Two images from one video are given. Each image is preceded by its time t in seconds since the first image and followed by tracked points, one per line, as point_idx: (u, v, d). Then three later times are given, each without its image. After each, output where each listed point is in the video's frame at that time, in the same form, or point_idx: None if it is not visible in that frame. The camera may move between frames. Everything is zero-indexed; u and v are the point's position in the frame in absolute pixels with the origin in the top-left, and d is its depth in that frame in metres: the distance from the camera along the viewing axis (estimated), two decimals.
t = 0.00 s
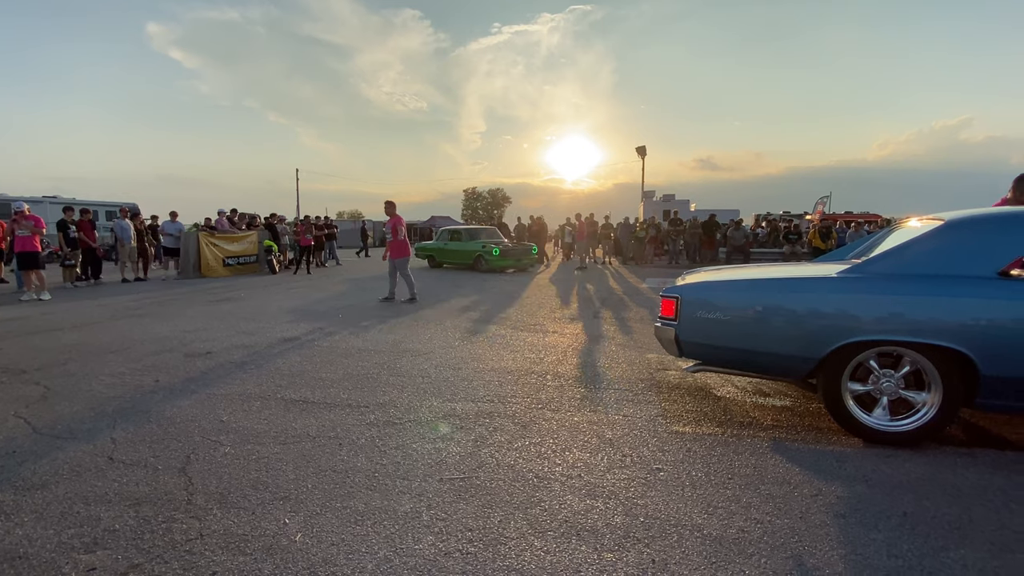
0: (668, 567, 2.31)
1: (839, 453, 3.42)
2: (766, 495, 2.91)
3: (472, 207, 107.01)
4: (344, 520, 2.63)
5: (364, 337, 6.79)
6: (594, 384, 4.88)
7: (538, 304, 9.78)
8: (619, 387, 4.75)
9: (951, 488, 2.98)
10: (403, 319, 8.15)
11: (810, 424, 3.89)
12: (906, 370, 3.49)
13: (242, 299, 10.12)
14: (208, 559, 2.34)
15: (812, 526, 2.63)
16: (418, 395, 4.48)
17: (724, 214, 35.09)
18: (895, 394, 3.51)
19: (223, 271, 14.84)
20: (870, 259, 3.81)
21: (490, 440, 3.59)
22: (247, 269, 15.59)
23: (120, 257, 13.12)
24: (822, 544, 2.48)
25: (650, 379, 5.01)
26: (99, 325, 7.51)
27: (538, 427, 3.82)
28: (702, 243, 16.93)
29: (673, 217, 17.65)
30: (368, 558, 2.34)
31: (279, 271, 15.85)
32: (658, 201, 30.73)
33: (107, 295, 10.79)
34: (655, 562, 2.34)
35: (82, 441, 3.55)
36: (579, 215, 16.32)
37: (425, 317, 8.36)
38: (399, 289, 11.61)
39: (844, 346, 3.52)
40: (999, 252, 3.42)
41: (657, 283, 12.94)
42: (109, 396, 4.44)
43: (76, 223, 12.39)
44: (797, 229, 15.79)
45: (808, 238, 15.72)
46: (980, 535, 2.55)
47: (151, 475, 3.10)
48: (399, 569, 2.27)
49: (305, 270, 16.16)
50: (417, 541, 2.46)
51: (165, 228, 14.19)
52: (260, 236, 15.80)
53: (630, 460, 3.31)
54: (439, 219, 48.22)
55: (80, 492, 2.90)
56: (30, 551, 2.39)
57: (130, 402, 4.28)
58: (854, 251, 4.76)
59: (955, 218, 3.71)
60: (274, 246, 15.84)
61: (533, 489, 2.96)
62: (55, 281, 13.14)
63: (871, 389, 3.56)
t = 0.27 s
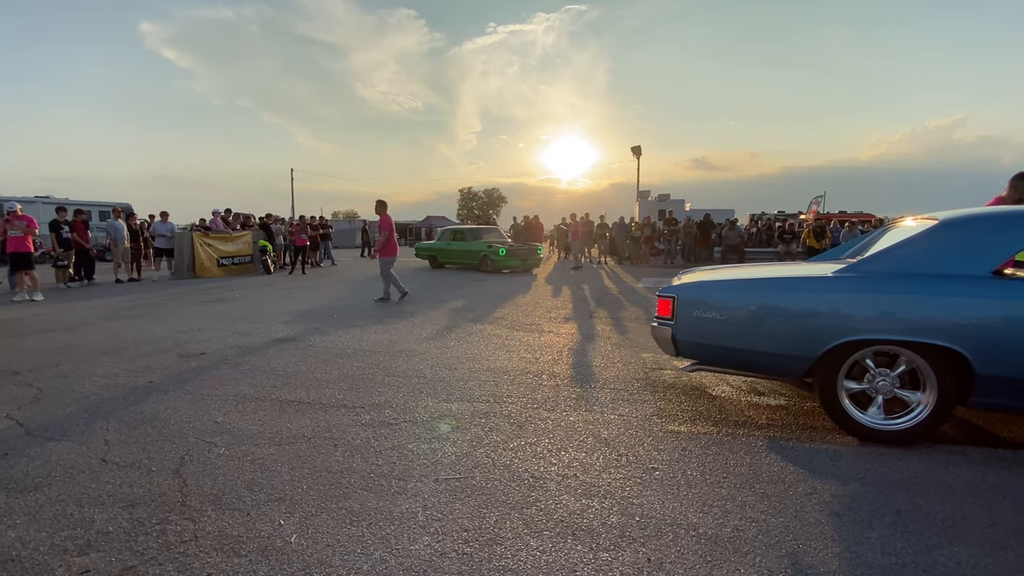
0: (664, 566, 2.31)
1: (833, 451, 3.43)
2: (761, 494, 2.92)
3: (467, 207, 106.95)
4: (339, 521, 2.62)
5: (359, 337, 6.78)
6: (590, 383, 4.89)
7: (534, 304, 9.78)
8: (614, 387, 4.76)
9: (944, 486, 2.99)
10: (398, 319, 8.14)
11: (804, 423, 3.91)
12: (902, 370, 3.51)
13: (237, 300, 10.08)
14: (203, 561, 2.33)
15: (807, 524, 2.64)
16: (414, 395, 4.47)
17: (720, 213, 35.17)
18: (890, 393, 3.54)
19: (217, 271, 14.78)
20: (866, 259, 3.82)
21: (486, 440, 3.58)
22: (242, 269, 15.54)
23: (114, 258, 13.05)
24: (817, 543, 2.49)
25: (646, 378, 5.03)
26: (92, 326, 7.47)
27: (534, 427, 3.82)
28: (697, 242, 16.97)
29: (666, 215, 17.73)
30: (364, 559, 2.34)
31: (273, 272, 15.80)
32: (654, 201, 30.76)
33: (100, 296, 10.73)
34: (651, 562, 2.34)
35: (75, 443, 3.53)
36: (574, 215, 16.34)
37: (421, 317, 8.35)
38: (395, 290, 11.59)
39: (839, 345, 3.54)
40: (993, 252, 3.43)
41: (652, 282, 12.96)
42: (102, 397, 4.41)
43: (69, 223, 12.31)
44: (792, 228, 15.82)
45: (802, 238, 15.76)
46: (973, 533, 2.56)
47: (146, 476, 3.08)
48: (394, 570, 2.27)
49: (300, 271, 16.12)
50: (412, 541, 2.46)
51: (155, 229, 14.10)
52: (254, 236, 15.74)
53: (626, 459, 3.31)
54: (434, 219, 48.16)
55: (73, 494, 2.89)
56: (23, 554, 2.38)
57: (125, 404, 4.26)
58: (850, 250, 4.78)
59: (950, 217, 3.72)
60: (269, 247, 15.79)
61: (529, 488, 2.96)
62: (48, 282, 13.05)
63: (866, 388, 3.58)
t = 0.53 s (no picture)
0: (658, 565, 2.32)
1: (825, 450, 3.46)
2: (754, 493, 2.93)
3: (462, 207, 106.87)
4: (333, 522, 2.62)
5: (353, 338, 6.76)
6: (584, 383, 4.90)
7: (528, 304, 9.78)
8: (608, 386, 4.77)
9: (935, 484, 3.02)
10: (393, 320, 8.12)
11: (797, 422, 3.92)
12: (899, 370, 3.53)
13: (229, 301, 10.03)
14: (195, 563, 2.32)
15: (800, 522, 2.65)
16: (408, 396, 4.47)
17: (713, 213, 35.30)
18: (885, 392, 3.56)
19: (210, 272, 14.71)
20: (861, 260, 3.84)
21: (480, 440, 3.58)
22: (234, 270, 15.47)
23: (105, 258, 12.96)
24: (810, 541, 2.50)
25: (640, 378, 5.04)
26: (83, 327, 7.41)
27: (528, 427, 3.82)
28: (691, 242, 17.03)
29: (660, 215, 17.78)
30: (358, 561, 2.33)
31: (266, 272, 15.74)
32: (648, 200, 30.83)
33: (91, 297, 10.65)
34: (645, 561, 2.35)
35: (66, 445, 3.50)
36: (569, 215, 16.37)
37: (415, 317, 8.34)
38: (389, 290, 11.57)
39: (834, 344, 3.55)
40: (988, 251, 3.46)
41: (646, 282, 12.99)
42: (93, 399, 4.38)
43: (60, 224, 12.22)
44: (785, 228, 15.89)
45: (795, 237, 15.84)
46: (964, 530, 2.58)
47: (138, 478, 3.06)
48: (388, 572, 2.26)
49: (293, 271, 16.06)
50: (406, 542, 2.45)
51: (143, 230, 13.97)
52: (247, 237, 15.66)
53: (621, 459, 3.32)
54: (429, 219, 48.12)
55: (63, 497, 2.86)
56: (13, 557, 2.36)
57: (116, 405, 4.23)
58: (845, 250, 4.80)
59: (944, 217, 3.75)
60: (262, 247, 15.72)
61: (524, 488, 2.96)
62: (38, 283, 12.95)
63: (862, 386, 3.61)
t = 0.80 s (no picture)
0: (651, 565, 2.33)
1: (817, 449, 3.48)
2: (746, 492, 2.94)
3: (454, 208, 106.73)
4: (326, 525, 2.60)
5: (346, 339, 6.74)
6: (577, 383, 4.91)
7: (521, 305, 9.79)
8: (601, 386, 4.78)
9: (925, 482, 3.04)
10: (385, 320, 8.10)
11: (788, 421, 3.95)
12: (899, 373, 3.56)
13: (220, 302, 9.97)
14: (186, 567, 2.30)
15: (792, 521, 2.66)
16: (401, 397, 4.45)
17: (705, 214, 35.44)
18: (882, 392, 3.58)
19: (200, 273, 14.61)
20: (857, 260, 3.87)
21: (474, 441, 3.58)
22: (225, 271, 15.38)
23: (94, 260, 12.84)
24: (802, 539, 2.51)
25: (633, 378, 5.05)
26: (72, 329, 7.34)
27: (522, 427, 3.82)
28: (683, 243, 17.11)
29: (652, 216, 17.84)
30: (351, 563, 2.32)
31: (258, 273, 15.65)
32: (640, 201, 30.89)
33: (80, 299, 10.55)
34: (638, 560, 2.35)
35: (54, 449, 3.47)
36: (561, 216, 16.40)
37: (408, 318, 8.32)
38: (381, 291, 11.54)
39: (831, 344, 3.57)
40: (984, 251, 3.49)
41: (638, 282, 13.04)
42: (82, 402, 4.33)
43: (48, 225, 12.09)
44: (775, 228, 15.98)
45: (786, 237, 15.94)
46: (953, 527, 2.60)
47: (128, 481, 3.04)
48: (381, 574, 2.25)
49: (285, 272, 15.98)
50: (400, 544, 2.45)
51: (130, 232, 13.84)
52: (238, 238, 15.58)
53: (614, 459, 3.33)
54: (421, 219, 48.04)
55: (52, 501, 2.83)
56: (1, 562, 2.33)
57: (106, 408, 4.19)
58: (840, 250, 4.84)
59: (940, 218, 3.78)
60: (253, 248, 15.63)
61: (517, 489, 2.96)
62: (26, 285, 12.80)
63: (859, 383, 3.63)
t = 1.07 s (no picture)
0: (643, 567, 2.33)
1: (806, 449, 3.50)
2: (737, 493, 2.95)
3: (446, 209, 106.55)
4: (316, 529, 2.59)
5: (336, 341, 6.71)
6: (568, 385, 4.91)
7: (513, 306, 9.78)
8: (593, 388, 4.79)
9: (913, 482, 3.07)
10: (377, 322, 8.07)
11: (778, 422, 3.97)
12: (904, 380, 3.59)
13: (210, 304, 9.90)
14: (174, 574, 2.28)
15: (782, 522, 2.68)
16: (392, 400, 4.44)
17: (696, 214, 35.60)
18: (882, 395, 3.61)
19: (190, 274, 14.50)
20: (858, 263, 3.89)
21: (466, 443, 3.57)
22: (215, 272, 15.27)
23: (81, 262, 12.70)
24: (792, 540, 2.53)
25: (624, 379, 5.06)
26: (59, 332, 7.26)
27: (514, 430, 3.82)
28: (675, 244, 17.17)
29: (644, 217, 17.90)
30: (341, 568, 2.31)
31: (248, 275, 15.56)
32: (631, 202, 30.99)
33: (66, 301, 10.43)
34: (629, 563, 2.36)
35: (40, 454, 3.42)
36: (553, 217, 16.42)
37: (399, 320, 8.30)
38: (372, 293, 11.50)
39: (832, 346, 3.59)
40: (986, 253, 3.51)
41: (629, 284, 13.08)
42: (69, 406, 4.28)
43: (34, 226, 11.95)
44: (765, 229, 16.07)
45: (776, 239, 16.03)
46: (941, 527, 2.63)
47: (115, 487, 3.00)
48: None
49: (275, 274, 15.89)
50: (391, 549, 2.43)
51: (120, 232, 13.72)
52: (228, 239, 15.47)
53: (605, 461, 3.33)
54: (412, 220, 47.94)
55: (37, 507, 2.80)
56: None
57: (92, 412, 4.15)
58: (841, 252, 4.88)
59: (941, 219, 3.81)
60: (243, 249, 15.53)
61: (509, 492, 2.95)
62: (11, 287, 12.65)
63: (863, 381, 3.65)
